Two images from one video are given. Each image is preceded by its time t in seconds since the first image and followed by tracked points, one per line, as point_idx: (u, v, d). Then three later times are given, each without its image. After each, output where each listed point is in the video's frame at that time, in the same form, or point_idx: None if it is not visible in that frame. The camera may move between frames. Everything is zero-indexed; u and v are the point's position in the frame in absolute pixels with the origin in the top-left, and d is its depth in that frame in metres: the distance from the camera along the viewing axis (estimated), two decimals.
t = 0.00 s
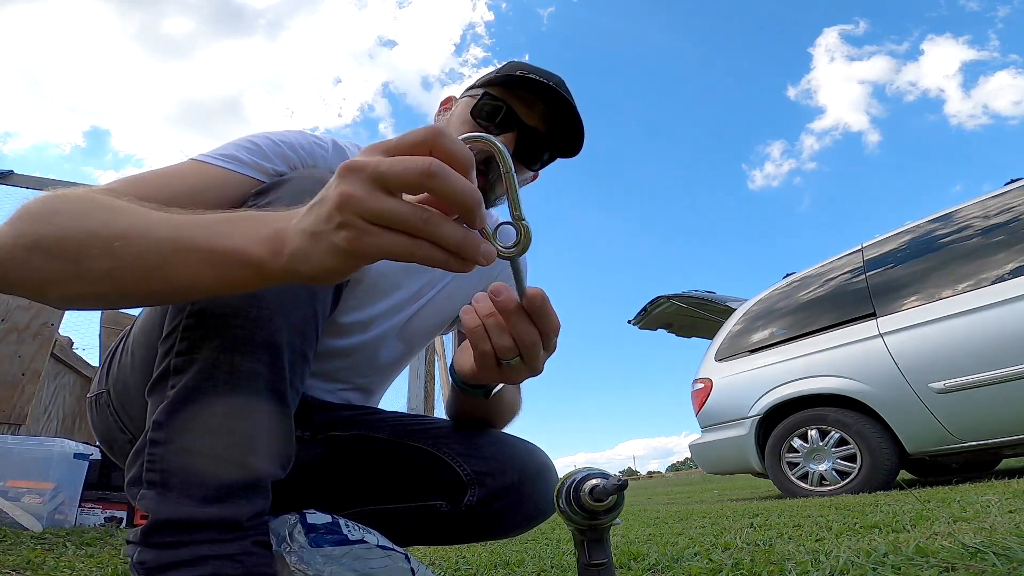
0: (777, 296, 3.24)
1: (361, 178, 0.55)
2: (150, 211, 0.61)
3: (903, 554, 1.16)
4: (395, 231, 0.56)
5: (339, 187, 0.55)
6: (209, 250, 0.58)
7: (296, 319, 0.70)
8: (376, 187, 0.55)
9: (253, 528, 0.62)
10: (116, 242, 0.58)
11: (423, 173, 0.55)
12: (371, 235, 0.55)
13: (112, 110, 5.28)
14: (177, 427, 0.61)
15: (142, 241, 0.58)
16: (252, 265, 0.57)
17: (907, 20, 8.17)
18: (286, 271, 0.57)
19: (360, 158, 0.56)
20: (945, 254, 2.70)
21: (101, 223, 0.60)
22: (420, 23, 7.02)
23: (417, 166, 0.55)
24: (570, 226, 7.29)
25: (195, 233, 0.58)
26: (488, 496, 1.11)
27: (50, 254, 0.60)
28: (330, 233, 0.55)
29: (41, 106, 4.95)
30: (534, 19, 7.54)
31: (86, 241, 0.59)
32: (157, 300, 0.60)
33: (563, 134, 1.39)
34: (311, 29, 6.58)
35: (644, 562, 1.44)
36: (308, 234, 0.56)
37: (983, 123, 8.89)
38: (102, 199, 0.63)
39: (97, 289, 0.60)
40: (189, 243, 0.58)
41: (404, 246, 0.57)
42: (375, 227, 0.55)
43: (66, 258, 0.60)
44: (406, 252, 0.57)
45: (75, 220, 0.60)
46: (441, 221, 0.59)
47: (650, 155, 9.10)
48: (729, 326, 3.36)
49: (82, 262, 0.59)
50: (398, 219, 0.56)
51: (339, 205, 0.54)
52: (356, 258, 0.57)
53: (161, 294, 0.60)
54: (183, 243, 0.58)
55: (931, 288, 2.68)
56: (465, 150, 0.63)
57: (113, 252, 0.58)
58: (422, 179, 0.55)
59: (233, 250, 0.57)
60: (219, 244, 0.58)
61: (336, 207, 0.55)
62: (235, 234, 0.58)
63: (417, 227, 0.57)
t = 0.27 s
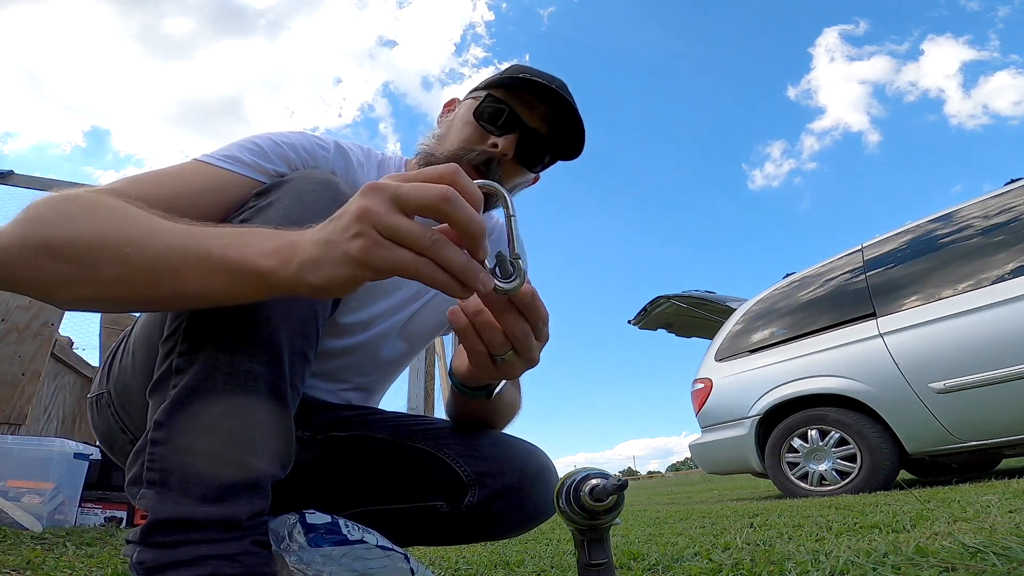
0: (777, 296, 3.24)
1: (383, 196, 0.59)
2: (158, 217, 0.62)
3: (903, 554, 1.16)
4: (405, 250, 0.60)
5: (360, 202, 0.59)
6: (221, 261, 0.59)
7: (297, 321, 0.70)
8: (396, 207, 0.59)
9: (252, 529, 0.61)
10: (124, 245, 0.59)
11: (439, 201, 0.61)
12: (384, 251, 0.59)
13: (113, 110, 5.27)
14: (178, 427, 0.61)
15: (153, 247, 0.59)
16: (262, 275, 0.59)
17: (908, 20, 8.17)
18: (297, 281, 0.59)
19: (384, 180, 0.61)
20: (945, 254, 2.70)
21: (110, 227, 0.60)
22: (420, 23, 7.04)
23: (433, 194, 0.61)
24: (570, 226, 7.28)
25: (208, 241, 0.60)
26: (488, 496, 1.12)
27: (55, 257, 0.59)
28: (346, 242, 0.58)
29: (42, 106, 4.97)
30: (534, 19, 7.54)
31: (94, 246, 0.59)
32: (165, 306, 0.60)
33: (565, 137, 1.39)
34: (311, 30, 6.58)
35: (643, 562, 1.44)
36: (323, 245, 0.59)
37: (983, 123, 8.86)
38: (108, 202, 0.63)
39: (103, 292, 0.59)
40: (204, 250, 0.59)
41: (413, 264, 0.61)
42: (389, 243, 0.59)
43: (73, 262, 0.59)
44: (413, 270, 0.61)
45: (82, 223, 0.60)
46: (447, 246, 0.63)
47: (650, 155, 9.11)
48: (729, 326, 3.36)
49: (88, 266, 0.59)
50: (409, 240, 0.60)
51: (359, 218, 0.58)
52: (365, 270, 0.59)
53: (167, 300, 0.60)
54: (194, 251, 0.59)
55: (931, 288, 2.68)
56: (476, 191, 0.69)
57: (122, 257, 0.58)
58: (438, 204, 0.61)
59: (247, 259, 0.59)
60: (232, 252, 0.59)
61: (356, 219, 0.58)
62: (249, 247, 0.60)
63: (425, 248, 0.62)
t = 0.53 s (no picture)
0: (777, 296, 3.24)
1: (377, 231, 0.56)
2: (161, 217, 0.61)
3: (903, 553, 1.16)
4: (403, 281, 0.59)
5: (355, 238, 0.56)
6: (216, 263, 0.58)
7: (300, 322, 0.70)
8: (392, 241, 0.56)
9: (254, 529, 0.61)
10: (127, 246, 0.58)
11: (440, 237, 0.57)
12: (382, 282, 0.58)
13: (113, 110, 5.27)
14: (181, 428, 0.61)
15: (152, 248, 0.58)
16: (265, 285, 0.58)
17: (908, 20, 8.17)
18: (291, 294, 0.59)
19: (376, 204, 0.57)
20: (945, 254, 2.70)
21: (111, 227, 0.59)
22: (420, 23, 7.02)
23: (434, 228, 0.56)
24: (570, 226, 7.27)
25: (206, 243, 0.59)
26: (490, 499, 1.11)
27: (57, 258, 0.59)
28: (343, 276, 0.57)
29: (42, 106, 4.97)
30: (534, 18, 7.54)
31: (94, 247, 0.59)
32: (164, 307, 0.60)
33: (567, 138, 1.39)
34: (311, 30, 6.58)
35: (644, 562, 1.44)
36: (320, 271, 0.57)
37: (983, 123, 8.85)
38: (111, 202, 0.63)
39: (105, 294, 0.59)
40: (200, 252, 0.58)
41: (409, 295, 0.60)
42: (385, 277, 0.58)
43: (75, 262, 0.59)
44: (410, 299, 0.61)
45: (84, 224, 0.60)
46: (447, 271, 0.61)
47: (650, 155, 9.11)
48: (729, 326, 3.36)
49: (92, 267, 0.59)
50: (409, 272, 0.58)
51: (353, 255, 0.56)
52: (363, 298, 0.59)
53: (169, 302, 0.59)
54: (196, 254, 0.58)
55: (931, 288, 2.67)
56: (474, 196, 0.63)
57: (123, 260, 0.58)
58: (438, 244, 0.56)
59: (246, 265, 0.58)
60: (233, 256, 0.58)
61: (350, 255, 0.56)
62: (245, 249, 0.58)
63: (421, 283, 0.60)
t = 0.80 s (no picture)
0: (777, 296, 3.24)
1: (363, 248, 0.55)
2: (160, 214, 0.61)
3: (904, 553, 1.16)
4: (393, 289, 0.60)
5: (346, 255, 0.55)
6: (207, 264, 0.58)
7: (300, 322, 0.70)
8: (383, 259, 0.56)
9: (254, 529, 0.61)
10: (125, 247, 0.58)
11: (430, 256, 0.56)
12: (374, 293, 0.59)
13: (113, 110, 5.26)
14: (181, 428, 0.61)
15: (147, 247, 0.58)
16: (262, 287, 0.58)
17: (908, 20, 8.17)
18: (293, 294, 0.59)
19: (362, 221, 0.54)
20: (945, 254, 2.69)
21: (107, 227, 0.59)
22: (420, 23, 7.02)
23: (423, 250, 0.55)
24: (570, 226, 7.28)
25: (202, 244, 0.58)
26: (492, 501, 1.11)
27: (55, 257, 0.60)
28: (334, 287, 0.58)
29: (43, 106, 4.98)
30: (534, 18, 7.54)
31: (90, 246, 0.59)
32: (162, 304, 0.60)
33: (567, 135, 1.38)
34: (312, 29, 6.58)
35: (644, 562, 1.44)
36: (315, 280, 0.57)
37: (984, 123, 8.84)
38: (109, 201, 0.63)
39: (104, 292, 0.60)
40: (192, 253, 0.58)
41: (399, 300, 0.61)
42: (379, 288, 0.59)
43: (75, 263, 0.60)
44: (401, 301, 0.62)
45: (81, 222, 0.60)
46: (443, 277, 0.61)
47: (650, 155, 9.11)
48: (729, 325, 3.36)
49: (91, 267, 0.59)
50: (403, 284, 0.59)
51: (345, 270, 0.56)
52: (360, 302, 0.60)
53: (169, 301, 0.60)
54: (193, 256, 0.58)
55: (931, 288, 2.67)
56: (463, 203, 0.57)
57: (121, 259, 0.58)
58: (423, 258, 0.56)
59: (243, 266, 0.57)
60: (229, 257, 0.58)
61: (341, 271, 0.56)
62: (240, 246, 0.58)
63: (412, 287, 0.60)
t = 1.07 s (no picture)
0: (777, 296, 3.24)
1: (350, 247, 0.55)
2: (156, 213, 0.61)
3: (904, 553, 1.16)
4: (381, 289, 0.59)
5: (330, 255, 0.55)
6: (201, 263, 0.57)
7: (300, 322, 0.70)
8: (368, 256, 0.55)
9: (256, 529, 0.61)
10: (118, 245, 0.58)
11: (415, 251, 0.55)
12: (363, 291, 0.59)
13: (112, 109, 5.25)
14: (181, 428, 0.60)
15: (141, 245, 0.58)
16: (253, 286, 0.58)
17: (908, 20, 8.16)
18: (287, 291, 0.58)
19: (344, 221, 0.53)
20: (946, 254, 2.69)
21: (103, 225, 0.59)
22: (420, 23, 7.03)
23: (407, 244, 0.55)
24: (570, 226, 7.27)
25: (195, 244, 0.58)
26: (492, 502, 1.11)
27: (51, 253, 0.60)
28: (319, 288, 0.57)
29: (43, 107, 4.98)
30: (534, 18, 7.53)
31: (85, 244, 0.59)
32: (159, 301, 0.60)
33: (569, 131, 1.39)
34: (312, 29, 6.57)
35: (644, 562, 1.44)
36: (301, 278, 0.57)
37: (984, 123, 8.81)
38: (105, 198, 0.63)
39: (101, 290, 0.60)
40: (186, 254, 0.57)
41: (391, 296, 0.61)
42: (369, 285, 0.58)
43: (70, 260, 0.60)
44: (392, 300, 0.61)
45: (78, 220, 0.60)
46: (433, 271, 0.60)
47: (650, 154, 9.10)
48: (729, 325, 3.36)
49: (86, 265, 0.59)
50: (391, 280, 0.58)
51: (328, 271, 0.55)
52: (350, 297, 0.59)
53: (163, 299, 0.60)
54: (186, 254, 0.57)
55: (931, 288, 2.67)
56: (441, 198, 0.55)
57: (115, 257, 0.58)
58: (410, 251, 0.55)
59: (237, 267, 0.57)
60: (220, 256, 0.57)
61: (327, 272, 0.55)
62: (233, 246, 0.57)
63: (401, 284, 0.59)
